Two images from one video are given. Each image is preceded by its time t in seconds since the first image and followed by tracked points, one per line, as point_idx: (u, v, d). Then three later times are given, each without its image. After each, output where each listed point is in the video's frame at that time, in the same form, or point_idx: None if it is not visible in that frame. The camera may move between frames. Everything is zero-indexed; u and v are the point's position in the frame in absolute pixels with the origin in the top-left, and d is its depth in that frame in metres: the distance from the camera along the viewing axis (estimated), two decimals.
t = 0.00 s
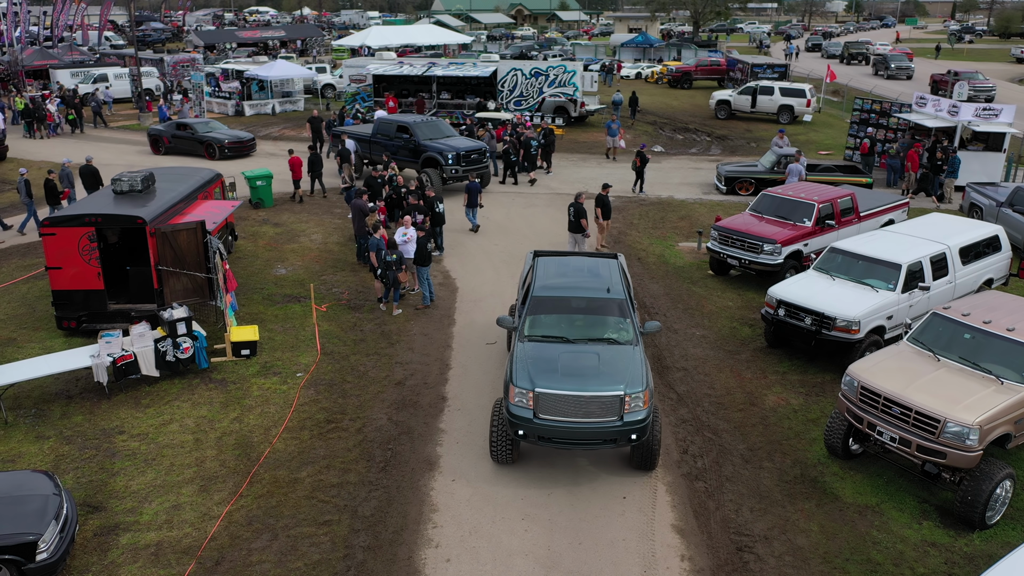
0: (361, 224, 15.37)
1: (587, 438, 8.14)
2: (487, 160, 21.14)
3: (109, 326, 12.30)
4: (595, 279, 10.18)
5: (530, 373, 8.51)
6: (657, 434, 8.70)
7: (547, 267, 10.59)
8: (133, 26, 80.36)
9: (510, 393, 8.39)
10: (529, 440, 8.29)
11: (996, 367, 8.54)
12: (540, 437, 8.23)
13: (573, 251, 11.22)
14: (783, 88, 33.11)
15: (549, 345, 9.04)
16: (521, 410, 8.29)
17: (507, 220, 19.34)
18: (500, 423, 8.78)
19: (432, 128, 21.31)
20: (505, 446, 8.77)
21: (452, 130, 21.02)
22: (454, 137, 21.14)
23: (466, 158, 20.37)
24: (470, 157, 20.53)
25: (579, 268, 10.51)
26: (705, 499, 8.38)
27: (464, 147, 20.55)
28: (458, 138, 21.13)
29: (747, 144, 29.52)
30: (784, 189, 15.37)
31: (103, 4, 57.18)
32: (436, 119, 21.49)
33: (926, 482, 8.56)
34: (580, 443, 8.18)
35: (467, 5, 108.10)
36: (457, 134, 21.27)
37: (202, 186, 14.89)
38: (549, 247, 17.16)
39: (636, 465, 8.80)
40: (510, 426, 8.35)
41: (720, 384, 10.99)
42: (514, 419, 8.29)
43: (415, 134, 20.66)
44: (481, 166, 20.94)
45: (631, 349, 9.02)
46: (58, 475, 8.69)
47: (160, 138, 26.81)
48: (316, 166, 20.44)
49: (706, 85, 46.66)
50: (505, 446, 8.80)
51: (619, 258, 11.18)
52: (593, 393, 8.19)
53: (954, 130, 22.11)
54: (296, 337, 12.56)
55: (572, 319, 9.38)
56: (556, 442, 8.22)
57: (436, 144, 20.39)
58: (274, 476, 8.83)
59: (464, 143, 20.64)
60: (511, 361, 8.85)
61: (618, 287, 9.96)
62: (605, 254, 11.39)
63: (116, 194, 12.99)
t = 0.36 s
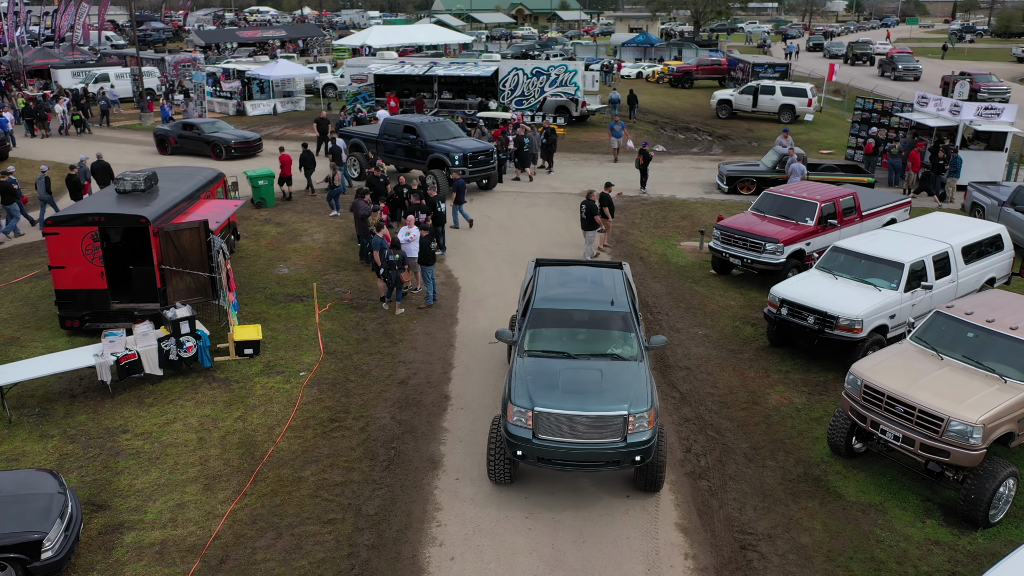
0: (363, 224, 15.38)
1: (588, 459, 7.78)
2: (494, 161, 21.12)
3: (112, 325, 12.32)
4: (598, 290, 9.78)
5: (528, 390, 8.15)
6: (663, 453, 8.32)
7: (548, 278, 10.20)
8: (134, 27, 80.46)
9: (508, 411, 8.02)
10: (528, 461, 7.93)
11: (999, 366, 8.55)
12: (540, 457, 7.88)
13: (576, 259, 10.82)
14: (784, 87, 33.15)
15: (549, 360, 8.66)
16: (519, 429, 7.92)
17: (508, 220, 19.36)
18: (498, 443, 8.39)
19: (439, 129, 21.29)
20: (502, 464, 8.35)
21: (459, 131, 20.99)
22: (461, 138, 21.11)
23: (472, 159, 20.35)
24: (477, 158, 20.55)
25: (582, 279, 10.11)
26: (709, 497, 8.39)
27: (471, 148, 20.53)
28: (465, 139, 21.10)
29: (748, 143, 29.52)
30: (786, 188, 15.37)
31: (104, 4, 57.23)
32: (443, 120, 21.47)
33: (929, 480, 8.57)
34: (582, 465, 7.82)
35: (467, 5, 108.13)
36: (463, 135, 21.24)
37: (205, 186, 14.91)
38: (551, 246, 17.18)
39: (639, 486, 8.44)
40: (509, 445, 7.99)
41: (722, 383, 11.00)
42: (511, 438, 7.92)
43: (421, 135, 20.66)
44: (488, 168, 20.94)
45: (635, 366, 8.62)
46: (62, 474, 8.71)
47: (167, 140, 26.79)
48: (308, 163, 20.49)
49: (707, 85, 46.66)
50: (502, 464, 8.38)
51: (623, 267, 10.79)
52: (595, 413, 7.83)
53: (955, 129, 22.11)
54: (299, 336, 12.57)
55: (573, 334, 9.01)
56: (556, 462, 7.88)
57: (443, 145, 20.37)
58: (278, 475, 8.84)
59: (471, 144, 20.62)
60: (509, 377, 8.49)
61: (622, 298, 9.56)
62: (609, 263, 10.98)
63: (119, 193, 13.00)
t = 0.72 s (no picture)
0: (362, 223, 15.40)
1: (584, 481, 7.44)
2: (500, 163, 21.04)
3: (111, 325, 12.33)
4: (596, 301, 9.41)
5: (521, 408, 7.83)
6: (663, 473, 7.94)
7: (544, 288, 9.84)
8: (134, 27, 80.60)
9: (500, 430, 7.71)
10: (521, 482, 7.60)
11: (995, 364, 8.57)
12: (532, 478, 7.54)
13: (573, 268, 10.46)
14: (783, 87, 33.15)
15: (544, 376, 8.32)
16: (511, 449, 7.61)
17: (507, 219, 19.38)
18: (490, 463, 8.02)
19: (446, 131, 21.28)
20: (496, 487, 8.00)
21: (465, 133, 20.93)
22: (468, 140, 21.06)
23: (477, 161, 20.29)
24: (482, 160, 20.42)
25: (579, 289, 9.75)
26: (707, 496, 8.40)
27: (477, 149, 20.46)
28: (472, 141, 21.04)
29: (747, 143, 29.54)
30: (785, 188, 15.39)
31: (103, 5, 57.28)
32: (450, 121, 21.44)
33: (927, 478, 8.59)
34: (577, 487, 7.49)
35: (467, 6, 108.20)
36: (470, 137, 21.18)
37: (204, 185, 14.91)
38: (549, 246, 17.19)
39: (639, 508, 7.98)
40: (501, 465, 7.67)
41: (721, 382, 11.01)
42: (503, 458, 7.61)
43: (427, 136, 20.60)
44: (494, 170, 20.77)
45: (634, 382, 8.26)
46: (61, 473, 8.73)
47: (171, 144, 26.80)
48: (296, 160, 20.70)
49: (706, 85, 46.67)
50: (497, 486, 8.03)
51: (622, 275, 10.43)
52: (590, 432, 7.49)
53: (954, 129, 22.13)
54: (298, 335, 12.59)
55: (570, 349, 8.66)
56: (550, 484, 7.53)
57: (448, 147, 20.33)
58: (277, 473, 8.85)
59: (476, 145, 20.55)
60: (502, 393, 8.17)
61: (621, 310, 9.19)
62: (608, 271, 10.62)
63: (118, 193, 13.01)
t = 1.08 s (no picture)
0: (362, 224, 15.41)
1: (578, 512, 6.95)
2: (507, 166, 20.78)
3: (110, 325, 12.32)
4: (592, 316, 8.94)
5: (512, 434, 7.36)
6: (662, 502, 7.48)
7: (540, 302, 9.36)
8: (134, 27, 80.67)
9: (490, 457, 7.23)
10: (512, 512, 7.12)
11: (993, 365, 8.57)
12: (525, 509, 7.05)
13: (570, 280, 10.01)
14: (783, 87, 33.15)
15: (537, 398, 7.84)
16: (501, 477, 7.11)
17: (506, 220, 19.38)
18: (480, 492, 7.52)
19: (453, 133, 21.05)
20: (486, 515, 7.55)
21: (471, 135, 20.68)
22: (475, 143, 20.81)
23: (483, 164, 20.07)
24: (489, 163, 20.21)
25: (576, 303, 9.29)
26: (704, 497, 8.40)
27: (483, 153, 20.22)
28: (478, 144, 20.80)
29: (747, 143, 29.56)
30: (784, 188, 15.40)
31: (103, 5, 57.31)
32: (457, 123, 21.19)
33: (925, 479, 8.58)
34: (571, 518, 7.01)
35: (467, 6, 108.25)
36: (476, 139, 20.94)
37: (203, 186, 14.90)
38: (548, 246, 17.21)
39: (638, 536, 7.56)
40: (490, 495, 7.19)
41: (719, 383, 11.01)
42: (493, 487, 7.10)
43: (432, 139, 20.40)
44: (500, 173, 20.61)
45: (632, 406, 7.78)
46: (60, 473, 8.73)
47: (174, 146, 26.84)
48: (286, 159, 20.89)
49: (706, 85, 46.72)
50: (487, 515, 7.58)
51: (621, 288, 10.01)
52: (586, 461, 7.03)
53: (953, 129, 22.15)
54: (297, 336, 12.59)
55: (565, 369, 8.19)
56: (543, 514, 7.04)
57: (454, 149, 20.11)
58: (275, 474, 8.86)
59: (483, 148, 20.30)
60: (492, 417, 7.71)
61: (619, 326, 8.72)
62: (607, 284, 10.16)
63: (117, 193, 13.02)
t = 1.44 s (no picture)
0: (361, 224, 15.40)
1: (574, 544, 6.57)
2: (513, 169, 20.47)
3: (108, 325, 12.33)
4: (590, 332, 8.55)
5: (504, 461, 6.97)
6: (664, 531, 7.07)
7: (536, 316, 8.97)
8: (134, 27, 80.77)
9: (480, 485, 6.84)
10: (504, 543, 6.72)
11: (991, 365, 8.58)
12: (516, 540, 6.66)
13: (568, 291, 9.63)
14: (782, 88, 33.16)
15: (531, 422, 7.44)
16: (492, 507, 6.72)
17: (505, 220, 19.39)
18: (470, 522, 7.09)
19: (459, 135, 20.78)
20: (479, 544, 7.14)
21: (478, 137, 20.41)
22: (481, 145, 20.52)
23: (488, 167, 19.78)
24: (494, 166, 19.95)
25: (573, 317, 8.89)
26: (702, 497, 8.41)
27: (488, 155, 19.92)
28: (485, 146, 20.51)
29: (746, 144, 29.56)
30: (783, 188, 15.39)
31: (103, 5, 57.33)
32: (464, 125, 20.91)
33: (923, 479, 8.59)
34: (567, 550, 6.62)
35: (467, 6, 108.59)
36: (483, 141, 20.66)
37: (202, 186, 14.90)
38: (547, 246, 17.22)
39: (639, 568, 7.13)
40: (481, 525, 6.78)
41: (718, 383, 11.02)
42: (484, 517, 6.71)
43: (437, 141, 20.13)
44: (506, 176, 20.34)
45: (632, 430, 7.37)
46: (58, 473, 8.73)
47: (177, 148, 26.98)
48: (275, 159, 21.26)
49: (706, 85, 46.73)
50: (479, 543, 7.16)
51: (622, 299, 9.66)
52: (582, 491, 6.65)
53: (953, 129, 22.14)
54: (296, 336, 12.60)
55: (561, 390, 7.79)
56: (536, 547, 6.65)
57: (459, 152, 19.85)
58: (273, 474, 8.86)
59: (488, 151, 20.00)
60: (484, 442, 7.31)
61: (618, 343, 8.33)
62: (607, 295, 9.77)
63: (116, 193, 13.04)
